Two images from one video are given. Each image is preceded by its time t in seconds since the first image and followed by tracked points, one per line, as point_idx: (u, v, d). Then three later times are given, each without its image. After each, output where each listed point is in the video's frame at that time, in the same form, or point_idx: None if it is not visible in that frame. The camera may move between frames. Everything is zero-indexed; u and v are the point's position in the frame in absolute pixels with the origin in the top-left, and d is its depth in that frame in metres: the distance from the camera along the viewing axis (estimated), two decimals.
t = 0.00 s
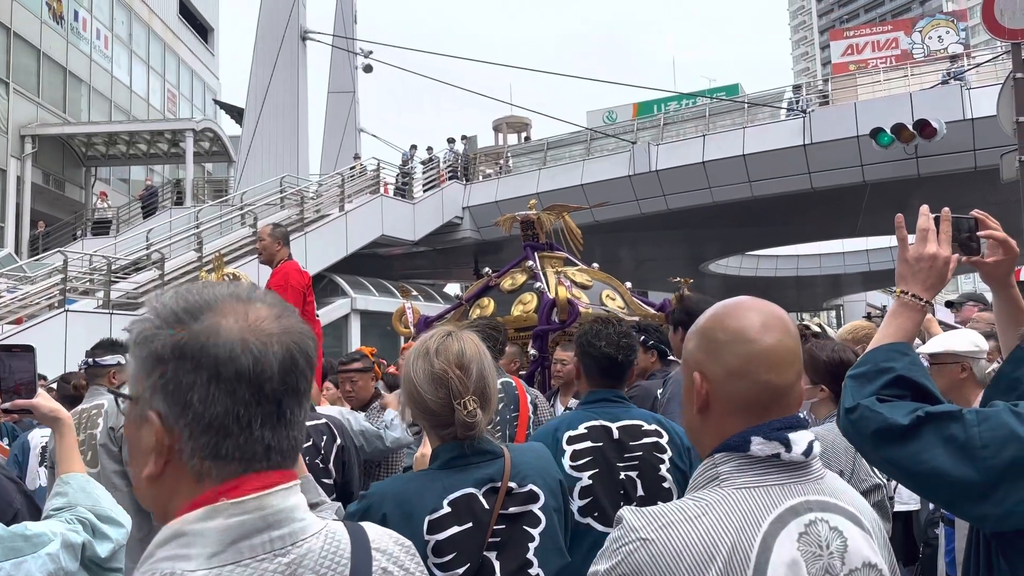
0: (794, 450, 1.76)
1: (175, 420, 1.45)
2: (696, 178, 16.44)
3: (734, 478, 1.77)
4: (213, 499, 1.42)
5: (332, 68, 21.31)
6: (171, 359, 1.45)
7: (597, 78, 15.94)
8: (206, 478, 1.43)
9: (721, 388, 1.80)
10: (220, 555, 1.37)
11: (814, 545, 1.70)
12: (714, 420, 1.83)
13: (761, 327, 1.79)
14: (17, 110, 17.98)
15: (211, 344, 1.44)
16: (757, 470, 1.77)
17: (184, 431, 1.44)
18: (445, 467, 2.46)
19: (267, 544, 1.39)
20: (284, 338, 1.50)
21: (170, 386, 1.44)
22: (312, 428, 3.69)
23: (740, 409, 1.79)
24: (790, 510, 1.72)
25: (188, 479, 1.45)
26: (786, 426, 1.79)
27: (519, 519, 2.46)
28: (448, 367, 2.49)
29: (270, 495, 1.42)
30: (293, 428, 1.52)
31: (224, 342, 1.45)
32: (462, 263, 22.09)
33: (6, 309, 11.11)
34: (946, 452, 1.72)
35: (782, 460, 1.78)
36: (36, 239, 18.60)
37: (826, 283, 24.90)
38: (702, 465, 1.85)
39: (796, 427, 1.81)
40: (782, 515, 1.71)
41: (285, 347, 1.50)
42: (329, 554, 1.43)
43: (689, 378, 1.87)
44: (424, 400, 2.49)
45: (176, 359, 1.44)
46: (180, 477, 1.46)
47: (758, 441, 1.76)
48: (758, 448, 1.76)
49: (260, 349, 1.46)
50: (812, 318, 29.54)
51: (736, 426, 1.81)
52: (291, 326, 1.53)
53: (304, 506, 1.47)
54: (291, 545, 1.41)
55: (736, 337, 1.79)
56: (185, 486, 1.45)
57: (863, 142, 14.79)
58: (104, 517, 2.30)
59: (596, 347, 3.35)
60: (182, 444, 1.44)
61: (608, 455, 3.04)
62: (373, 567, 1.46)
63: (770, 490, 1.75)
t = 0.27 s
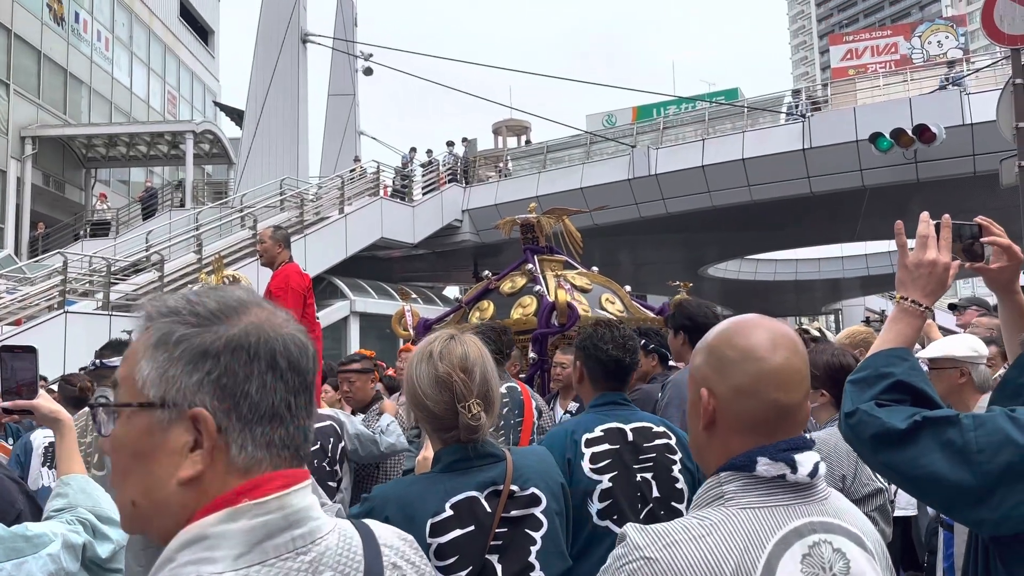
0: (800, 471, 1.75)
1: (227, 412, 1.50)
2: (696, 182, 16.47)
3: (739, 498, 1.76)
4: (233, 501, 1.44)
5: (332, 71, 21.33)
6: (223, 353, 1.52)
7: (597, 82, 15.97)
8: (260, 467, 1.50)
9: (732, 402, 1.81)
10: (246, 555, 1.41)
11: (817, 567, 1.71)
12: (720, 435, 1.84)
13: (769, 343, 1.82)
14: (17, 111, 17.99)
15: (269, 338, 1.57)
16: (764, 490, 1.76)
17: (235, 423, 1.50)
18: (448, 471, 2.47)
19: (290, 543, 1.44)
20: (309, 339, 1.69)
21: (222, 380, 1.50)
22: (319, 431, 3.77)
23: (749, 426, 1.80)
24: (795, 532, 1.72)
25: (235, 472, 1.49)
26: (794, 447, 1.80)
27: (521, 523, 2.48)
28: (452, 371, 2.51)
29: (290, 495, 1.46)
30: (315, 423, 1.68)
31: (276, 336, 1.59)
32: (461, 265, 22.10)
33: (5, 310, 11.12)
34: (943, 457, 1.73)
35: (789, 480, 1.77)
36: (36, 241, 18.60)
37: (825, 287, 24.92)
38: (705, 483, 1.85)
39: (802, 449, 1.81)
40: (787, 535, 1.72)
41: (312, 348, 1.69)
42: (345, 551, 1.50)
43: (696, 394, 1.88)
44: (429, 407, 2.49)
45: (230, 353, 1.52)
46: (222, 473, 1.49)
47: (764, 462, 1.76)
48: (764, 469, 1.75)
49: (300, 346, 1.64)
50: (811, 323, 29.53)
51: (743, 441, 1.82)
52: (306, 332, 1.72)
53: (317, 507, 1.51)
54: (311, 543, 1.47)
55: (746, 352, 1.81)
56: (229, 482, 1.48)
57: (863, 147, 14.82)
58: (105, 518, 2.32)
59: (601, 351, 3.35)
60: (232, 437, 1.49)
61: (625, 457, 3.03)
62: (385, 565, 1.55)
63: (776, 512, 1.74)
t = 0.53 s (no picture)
0: (805, 484, 1.73)
1: (228, 414, 1.50)
2: (698, 186, 16.46)
3: (741, 509, 1.75)
4: (237, 502, 1.43)
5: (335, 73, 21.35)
6: (225, 353, 1.52)
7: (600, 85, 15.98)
8: (262, 469, 1.50)
9: (739, 411, 1.80)
10: (251, 557, 1.40)
11: None
12: (726, 443, 1.84)
13: (778, 352, 1.81)
14: (21, 112, 18.03)
15: (271, 339, 1.58)
16: (766, 501, 1.75)
17: (237, 424, 1.50)
18: (449, 474, 2.47)
19: (294, 544, 1.43)
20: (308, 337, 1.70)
21: (224, 381, 1.50)
22: (319, 433, 3.76)
23: (757, 435, 1.80)
24: (796, 545, 1.72)
25: (235, 476, 1.48)
26: (799, 459, 1.77)
27: (522, 527, 2.46)
28: (456, 373, 2.50)
29: (294, 495, 1.46)
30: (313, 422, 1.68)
31: (277, 336, 1.59)
32: (463, 268, 22.08)
33: (8, 311, 11.13)
34: (945, 462, 1.72)
35: (793, 493, 1.76)
36: (39, 242, 18.62)
37: (827, 292, 24.86)
38: (708, 493, 1.84)
39: (807, 461, 1.78)
40: (789, 549, 1.71)
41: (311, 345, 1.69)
42: (347, 554, 1.50)
43: (705, 402, 1.87)
44: (432, 410, 2.49)
45: (232, 355, 1.52)
46: (223, 476, 1.48)
47: (769, 473, 1.73)
48: (768, 480, 1.73)
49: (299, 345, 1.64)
50: (814, 327, 29.47)
51: (748, 450, 1.81)
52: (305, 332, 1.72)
53: (319, 508, 1.51)
54: (314, 544, 1.46)
55: (755, 362, 1.80)
56: (230, 484, 1.48)
57: (866, 151, 14.80)
58: (102, 520, 2.31)
59: (607, 353, 3.36)
60: (233, 439, 1.49)
61: (636, 461, 3.02)
62: (385, 566, 1.54)
63: (778, 523, 1.74)
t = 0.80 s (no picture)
0: (815, 482, 1.70)
1: (241, 416, 1.47)
2: (703, 188, 16.42)
3: (751, 510, 1.71)
4: (246, 504, 1.40)
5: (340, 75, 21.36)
6: (237, 354, 1.50)
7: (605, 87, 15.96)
8: (273, 472, 1.47)
9: (750, 412, 1.76)
10: (261, 561, 1.37)
11: None
12: (736, 444, 1.80)
13: (790, 352, 1.78)
14: (27, 112, 18.06)
15: (283, 340, 1.56)
16: (776, 501, 1.71)
17: (248, 427, 1.47)
18: (456, 477, 2.44)
19: (304, 548, 1.40)
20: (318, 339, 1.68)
21: (237, 383, 1.48)
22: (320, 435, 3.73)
23: (765, 436, 1.76)
24: (806, 545, 1.68)
25: (247, 478, 1.45)
26: (810, 458, 1.74)
27: (530, 532, 2.43)
28: (466, 376, 2.48)
29: (305, 499, 1.43)
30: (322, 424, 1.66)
31: (289, 337, 1.58)
32: (467, 270, 22.06)
33: (12, 311, 11.13)
34: (956, 468, 1.69)
35: (802, 493, 1.72)
36: (44, 242, 18.65)
37: (832, 295, 24.78)
38: (717, 493, 1.80)
39: (818, 461, 1.75)
40: (798, 550, 1.67)
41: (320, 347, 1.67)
42: (356, 556, 1.47)
43: (713, 402, 1.83)
44: (441, 412, 2.46)
45: (244, 356, 1.50)
46: (235, 479, 1.45)
47: (778, 473, 1.70)
48: (776, 479, 1.70)
49: (310, 346, 1.62)
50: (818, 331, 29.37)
51: (758, 453, 1.78)
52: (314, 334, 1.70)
53: (330, 511, 1.48)
54: (325, 548, 1.43)
55: (765, 361, 1.77)
56: (241, 486, 1.45)
57: (872, 154, 14.75)
58: (107, 523, 2.28)
59: (614, 354, 3.34)
60: (245, 441, 1.46)
61: (645, 466, 2.99)
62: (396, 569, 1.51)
63: (787, 523, 1.70)
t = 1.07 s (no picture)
0: (827, 476, 1.68)
1: (260, 418, 1.45)
2: (711, 190, 16.37)
3: (764, 504, 1.68)
4: (266, 506, 1.39)
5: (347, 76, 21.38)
6: (257, 356, 1.48)
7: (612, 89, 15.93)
8: (292, 473, 1.46)
9: (762, 411, 1.73)
10: (281, 563, 1.35)
11: None
12: (745, 441, 1.77)
13: (799, 347, 1.74)
14: (35, 113, 18.10)
15: (303, 341, 1.54)
16: (788, 495, 1.68)
17: (268, 429, 1.45)
18: (468, 480, 2.42)
19: (322, 550, 1.39)
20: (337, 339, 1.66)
21: (257, 385, 1.46)
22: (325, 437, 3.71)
23: (775, 433, 1.73)
24: (821, 539, 1.64)
25: (266, 480, 1.44)
26: (822, 452, 1.71)
27: (542, 535, 2.40)
28: (478, 377, 2.47)
29: (324, 500, 1.42)
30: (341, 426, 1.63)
31: (308, 337, 1.55)
32: (474, 271, 22.03)
33: (20, 311, 11.15)
34: (972, 474, 1.66)
35: (814, 486, 1.69)
36: (51, 242, 18.69)
37: (840, 298, 24.68)
38: (729, 488, 1.77)
39: (830, 453, 1.73)
40: (812, 543, 1.64)
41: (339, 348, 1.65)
42: (373, 557, 1.45)
43: (722, 400, 1.80)
44: (452, 413, 2.45)
45: (263, 357, 1.49)
46: (254, 480, 1.44)
47: (790, 467, 1.68)
48: (790, 473, 1.67)
49: (329, 348, 1.60)
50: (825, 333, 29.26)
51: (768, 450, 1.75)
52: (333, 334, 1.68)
53: (347, 513, 1.46)
54: (342, 550, 1.42)
55: (776, 358, 1.73)
56: (260, 487, 1.43)
57: (880, 156, 14.70)
58: (120, 525, 2.26)
59: (623, 357, 3.31)
60: (264, 443, 1.45)
61: (653, 470, 2.96)
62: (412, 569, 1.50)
63: (800, 517, 1.66)
